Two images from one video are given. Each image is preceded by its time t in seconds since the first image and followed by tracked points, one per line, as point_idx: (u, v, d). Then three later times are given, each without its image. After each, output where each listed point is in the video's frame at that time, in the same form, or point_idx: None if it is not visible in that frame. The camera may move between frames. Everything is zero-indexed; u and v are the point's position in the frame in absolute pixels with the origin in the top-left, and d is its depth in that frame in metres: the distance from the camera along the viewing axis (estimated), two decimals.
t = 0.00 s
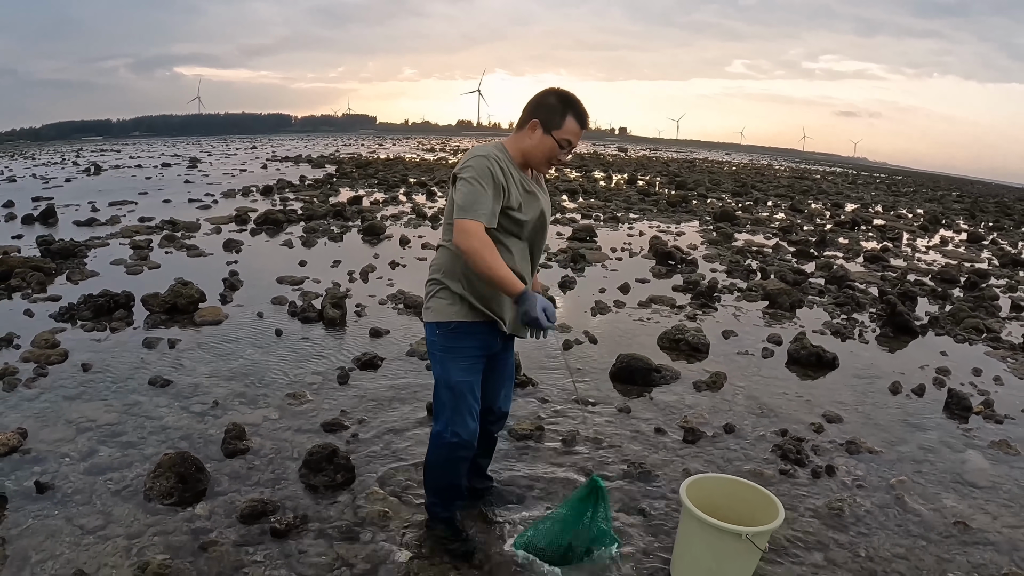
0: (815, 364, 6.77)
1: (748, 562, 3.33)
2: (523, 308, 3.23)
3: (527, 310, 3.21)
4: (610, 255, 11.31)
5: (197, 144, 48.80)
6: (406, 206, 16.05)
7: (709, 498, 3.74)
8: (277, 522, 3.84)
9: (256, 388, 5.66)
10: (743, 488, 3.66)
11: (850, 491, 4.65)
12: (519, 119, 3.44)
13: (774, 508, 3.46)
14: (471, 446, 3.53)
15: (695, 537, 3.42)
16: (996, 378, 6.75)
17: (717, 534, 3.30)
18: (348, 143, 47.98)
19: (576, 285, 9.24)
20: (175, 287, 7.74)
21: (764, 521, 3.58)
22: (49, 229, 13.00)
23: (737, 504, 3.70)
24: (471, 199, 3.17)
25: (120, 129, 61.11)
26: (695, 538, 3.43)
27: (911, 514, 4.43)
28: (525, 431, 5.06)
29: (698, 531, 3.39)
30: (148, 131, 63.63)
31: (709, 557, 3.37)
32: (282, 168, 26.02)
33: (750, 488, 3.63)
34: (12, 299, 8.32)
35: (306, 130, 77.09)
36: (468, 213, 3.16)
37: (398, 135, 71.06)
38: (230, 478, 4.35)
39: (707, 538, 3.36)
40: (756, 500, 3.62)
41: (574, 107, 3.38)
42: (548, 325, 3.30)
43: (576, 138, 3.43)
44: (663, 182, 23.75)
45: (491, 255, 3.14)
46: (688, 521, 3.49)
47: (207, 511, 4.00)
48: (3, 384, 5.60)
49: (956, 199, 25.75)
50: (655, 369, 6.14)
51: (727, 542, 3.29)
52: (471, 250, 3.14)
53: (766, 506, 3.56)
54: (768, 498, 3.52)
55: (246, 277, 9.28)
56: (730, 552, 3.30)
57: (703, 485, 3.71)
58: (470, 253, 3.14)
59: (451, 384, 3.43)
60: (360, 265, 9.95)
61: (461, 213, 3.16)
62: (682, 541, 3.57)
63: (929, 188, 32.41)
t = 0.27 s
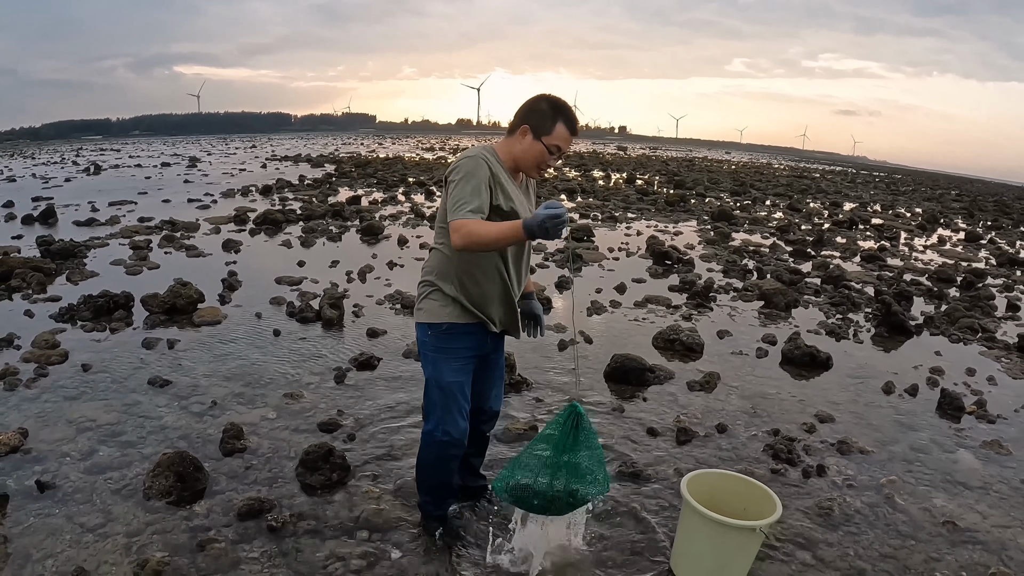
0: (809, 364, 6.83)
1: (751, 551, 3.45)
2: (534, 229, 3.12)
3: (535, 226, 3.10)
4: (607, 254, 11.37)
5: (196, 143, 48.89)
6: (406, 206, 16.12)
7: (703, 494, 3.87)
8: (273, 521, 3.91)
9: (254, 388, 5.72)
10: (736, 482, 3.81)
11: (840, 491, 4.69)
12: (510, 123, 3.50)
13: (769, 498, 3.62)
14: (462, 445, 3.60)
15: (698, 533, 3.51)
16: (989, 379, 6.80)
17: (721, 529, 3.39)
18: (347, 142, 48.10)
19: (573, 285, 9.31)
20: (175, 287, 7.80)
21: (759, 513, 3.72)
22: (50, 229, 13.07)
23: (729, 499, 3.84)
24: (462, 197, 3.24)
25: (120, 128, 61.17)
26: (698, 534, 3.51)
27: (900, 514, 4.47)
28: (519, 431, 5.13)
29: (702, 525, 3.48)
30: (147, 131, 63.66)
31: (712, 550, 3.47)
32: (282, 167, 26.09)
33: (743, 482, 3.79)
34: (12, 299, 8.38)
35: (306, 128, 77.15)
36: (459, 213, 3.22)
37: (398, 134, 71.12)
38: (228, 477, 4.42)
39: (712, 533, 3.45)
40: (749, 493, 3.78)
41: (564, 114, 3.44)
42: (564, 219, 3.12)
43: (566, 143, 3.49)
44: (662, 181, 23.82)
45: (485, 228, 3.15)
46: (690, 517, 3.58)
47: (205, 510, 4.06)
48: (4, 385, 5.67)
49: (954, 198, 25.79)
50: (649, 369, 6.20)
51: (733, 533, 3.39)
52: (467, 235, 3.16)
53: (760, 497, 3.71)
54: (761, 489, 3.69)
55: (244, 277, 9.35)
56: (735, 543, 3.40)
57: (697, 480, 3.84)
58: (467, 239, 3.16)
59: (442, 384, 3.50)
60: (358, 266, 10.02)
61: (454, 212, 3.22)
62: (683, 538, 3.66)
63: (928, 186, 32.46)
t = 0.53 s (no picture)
0: (804, 362, 6.86)
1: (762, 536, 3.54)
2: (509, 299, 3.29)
3: (513, 296, 3.26)
4: (605, 254, 11.40)
5: (196, 142, 48.98)
6: (405, 205, 16.16)
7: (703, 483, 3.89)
8: (269, 517, 3.95)
9: (251, 386, 5.76)
10: (734, 471, 3.86)
11: (834, 489, 4.69)
12: (500, 122, 3.54)
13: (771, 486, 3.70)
14: (457, 442, 3.64)
15: (713, 520, 3.55)
16: (985, 377, 6.81)
17: (742, 515, 3.44)
18: (347, 143, 48.21)
19: (570, 284, 9.35)
20: (173, 287, 7.85)
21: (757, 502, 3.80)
22: (51, 229, 13.13)
23: (726, 489, 3.90)
24: (455, 196, 3.29)
25: (120, 129, 61.26)
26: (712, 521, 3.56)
27: (894, 511, 4.45)
28: (514, 429, 5.17)
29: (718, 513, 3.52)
30: (148, 131, 63.73)
31: (729, 537, 3.51)
32: (281, 167, 26.15)
33: (742, 471, 3.85)
34: (12, 299, 8.43)
35: (306, 128, 77.21)
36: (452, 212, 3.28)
37: (398, 134, 71.15)
38: (224, 474, 4.45)
39: (729, 519, 3.49)
40: (747, 482, 3.84)
41: (552, 114, 3.48)
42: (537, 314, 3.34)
43: (554, 143, 3.52)
44: (662, 181, 23.86)
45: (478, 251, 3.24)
46: (702, 506, 3.61)
47: (202, 507, 4.10)
48: (3, 384, 5.71)
49: (954, 198, 25.79)
50: (644, 368, 6.24)
51: (749, 518, 3.46)
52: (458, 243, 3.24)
53: (759, 486, 3.79)
54: (760, 477, 3.77)
55: (243, 276, 9.38)
56: (752, 527, 3.48)
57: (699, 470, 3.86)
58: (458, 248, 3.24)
59: (436, 383, 3.53)
60: (357, 265, 10.07)
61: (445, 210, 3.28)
62: (694, 527, 3.68)
63: (928, 186, 32.47)
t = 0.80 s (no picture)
0: (800, 361, 6.88)
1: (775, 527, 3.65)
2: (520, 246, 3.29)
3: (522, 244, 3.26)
4: (603, 253, 11.42)
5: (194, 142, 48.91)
6: (403, 205, 16.17)
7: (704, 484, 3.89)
8: (267, 514, 3.97)
9: (249, 385, 5.79)
10: (731, 468, 3.92)
11: (829, 486, 4.72)
12: (491, 121, 3.57)
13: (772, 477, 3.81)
14: (444, 437, 3.65)
15: (730, 520, 3.55)
16: (981, 376, 6.83)
17: (760, 513, 3.49)
18: (346, 142, 48.20)
19: (568, 283, 9.37)
20: (172, 286, 7.87)
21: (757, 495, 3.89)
22: (50, 228, 13.16)
23: (723, 486, 3.95)
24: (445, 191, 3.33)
25: (119, 129, 61.23)
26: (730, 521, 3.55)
27: (889, 508, 4.47)
28: (510, 427, 5.20)
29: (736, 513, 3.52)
30: (147, 130, 63.70)
31: (746, 536, 3.55)
32: (280, 167, 26.15)
33: (739, 466, 3.92)
34: (11, 298, 8.45)
35: (305, 128, 77.16)
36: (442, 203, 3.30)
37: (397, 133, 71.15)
38: (222, 472, 4.48)
39: (748, 518, 3.50)
40: (743, 476, 3.92)
41: (543, 110, 3.49)
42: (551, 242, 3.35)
43: (547, 139, 3.53)
44: (661, 180, 23.88)
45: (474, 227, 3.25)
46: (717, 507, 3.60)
47: (200, 504, 4.13)
48: (2, 383, 5.74)
49: (953, 196, 25.81)
50: (640, 366, 6.27)
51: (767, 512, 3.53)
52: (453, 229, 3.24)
53: (756, 479, 3.89)
54: (757, 469, 3.87)
55: (241, 276, 9.40)
56: (769, 522, 3.54)
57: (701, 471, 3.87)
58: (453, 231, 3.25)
59: (423, 376, 3.56)
60: (355, 264, 10.09)
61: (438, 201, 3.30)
62: (708, 528, 3.68)
63: (927, 184, 32.47)
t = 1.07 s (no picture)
0: (797, 358, 6.91)
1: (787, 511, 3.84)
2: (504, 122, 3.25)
3: (504, 117, 3.22)
4: (601, 251, 11.44)
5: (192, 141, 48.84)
6: (401, 203, 16.18)
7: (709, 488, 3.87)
8: (265, 512, 3.99)
9: (248, 384, 5.80)
10: (728, 463, 4.01)
11: (825, 483, 4.74)
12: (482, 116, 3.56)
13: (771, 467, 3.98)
14: (444, 435, 3.68)
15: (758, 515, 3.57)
16: (978, 373, 6.86)
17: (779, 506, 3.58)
18: (344, 141, 48.20)
19: (566, 282, 9.39)
20: (170, 285, 7.88)
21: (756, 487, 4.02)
22: (49, 228, 13.17)
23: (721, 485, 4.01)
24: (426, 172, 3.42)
25: (117, 128, 61.18)
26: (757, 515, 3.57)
27: (885, 504, 4.49)
28: (508, 425, 5.23)
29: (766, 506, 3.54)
30: (145, 130, 63.63)
31: (763, 531, 3.61)
32: (278, 165, 26.14)
33: (735, 461, 4.02)
34: (10, 298, 8.46)
35: (303, 127, 77.08)
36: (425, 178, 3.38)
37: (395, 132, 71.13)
38: (221, 470, 4.50)
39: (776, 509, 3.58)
40: (739, 469, 4.03)
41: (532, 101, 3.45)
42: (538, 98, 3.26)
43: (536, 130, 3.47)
44: (659, 178, 23.88)
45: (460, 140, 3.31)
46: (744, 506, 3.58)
47: (199, 502, 4.15)
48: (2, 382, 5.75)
49: (950, 194, 25.85)
50: (638, 364, 6.30)
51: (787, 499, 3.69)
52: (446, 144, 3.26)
53: (753, 471, 4.01)
54: (755, 461, 4.00)
55: (240, 275, 9.42)
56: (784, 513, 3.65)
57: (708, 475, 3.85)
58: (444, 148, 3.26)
59: (421, 374, 3.59)
60: (353, 263, 10.10)
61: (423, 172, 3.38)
62: (732, 529, 3.65)
63: (926, 182, 32.48)
